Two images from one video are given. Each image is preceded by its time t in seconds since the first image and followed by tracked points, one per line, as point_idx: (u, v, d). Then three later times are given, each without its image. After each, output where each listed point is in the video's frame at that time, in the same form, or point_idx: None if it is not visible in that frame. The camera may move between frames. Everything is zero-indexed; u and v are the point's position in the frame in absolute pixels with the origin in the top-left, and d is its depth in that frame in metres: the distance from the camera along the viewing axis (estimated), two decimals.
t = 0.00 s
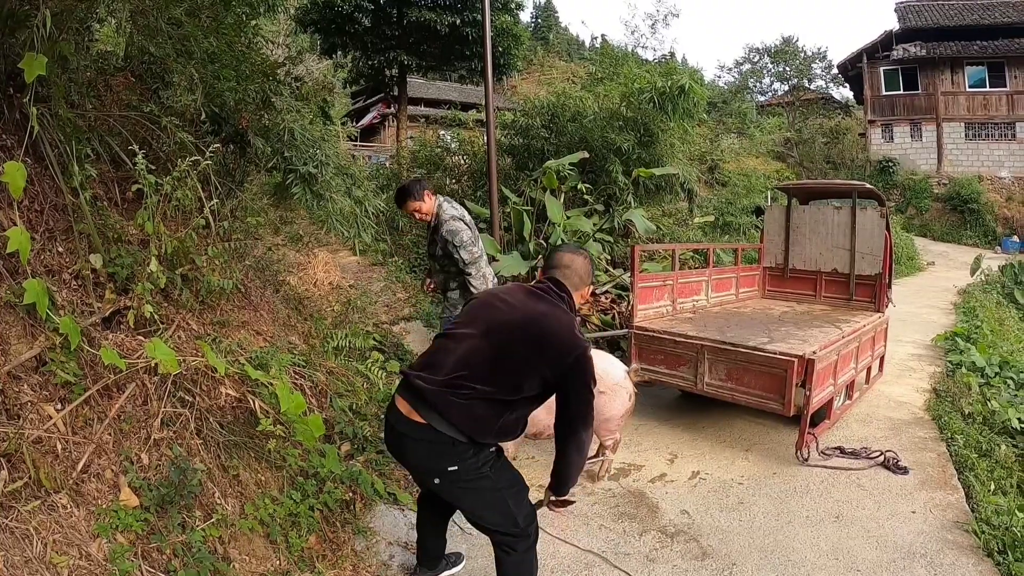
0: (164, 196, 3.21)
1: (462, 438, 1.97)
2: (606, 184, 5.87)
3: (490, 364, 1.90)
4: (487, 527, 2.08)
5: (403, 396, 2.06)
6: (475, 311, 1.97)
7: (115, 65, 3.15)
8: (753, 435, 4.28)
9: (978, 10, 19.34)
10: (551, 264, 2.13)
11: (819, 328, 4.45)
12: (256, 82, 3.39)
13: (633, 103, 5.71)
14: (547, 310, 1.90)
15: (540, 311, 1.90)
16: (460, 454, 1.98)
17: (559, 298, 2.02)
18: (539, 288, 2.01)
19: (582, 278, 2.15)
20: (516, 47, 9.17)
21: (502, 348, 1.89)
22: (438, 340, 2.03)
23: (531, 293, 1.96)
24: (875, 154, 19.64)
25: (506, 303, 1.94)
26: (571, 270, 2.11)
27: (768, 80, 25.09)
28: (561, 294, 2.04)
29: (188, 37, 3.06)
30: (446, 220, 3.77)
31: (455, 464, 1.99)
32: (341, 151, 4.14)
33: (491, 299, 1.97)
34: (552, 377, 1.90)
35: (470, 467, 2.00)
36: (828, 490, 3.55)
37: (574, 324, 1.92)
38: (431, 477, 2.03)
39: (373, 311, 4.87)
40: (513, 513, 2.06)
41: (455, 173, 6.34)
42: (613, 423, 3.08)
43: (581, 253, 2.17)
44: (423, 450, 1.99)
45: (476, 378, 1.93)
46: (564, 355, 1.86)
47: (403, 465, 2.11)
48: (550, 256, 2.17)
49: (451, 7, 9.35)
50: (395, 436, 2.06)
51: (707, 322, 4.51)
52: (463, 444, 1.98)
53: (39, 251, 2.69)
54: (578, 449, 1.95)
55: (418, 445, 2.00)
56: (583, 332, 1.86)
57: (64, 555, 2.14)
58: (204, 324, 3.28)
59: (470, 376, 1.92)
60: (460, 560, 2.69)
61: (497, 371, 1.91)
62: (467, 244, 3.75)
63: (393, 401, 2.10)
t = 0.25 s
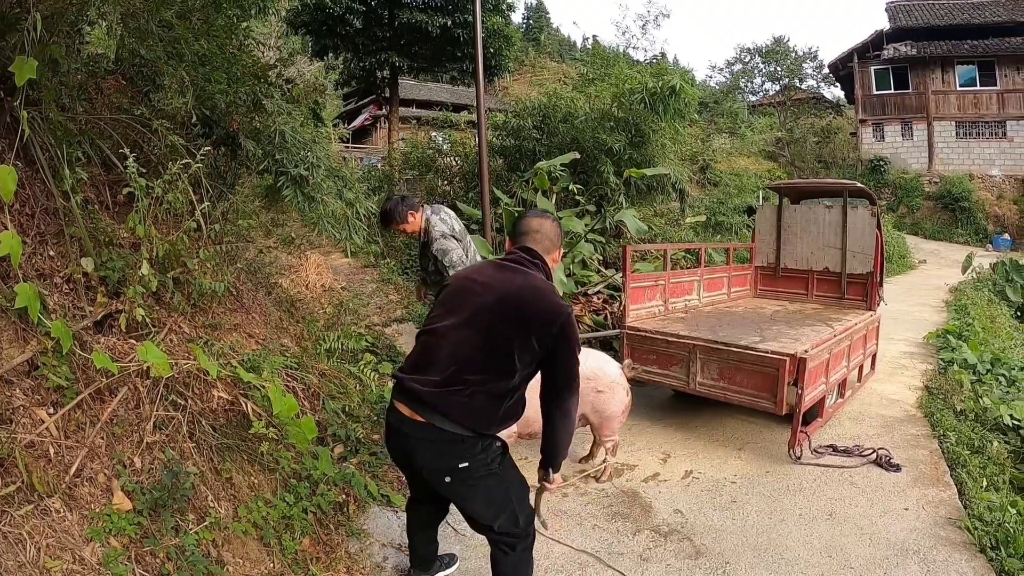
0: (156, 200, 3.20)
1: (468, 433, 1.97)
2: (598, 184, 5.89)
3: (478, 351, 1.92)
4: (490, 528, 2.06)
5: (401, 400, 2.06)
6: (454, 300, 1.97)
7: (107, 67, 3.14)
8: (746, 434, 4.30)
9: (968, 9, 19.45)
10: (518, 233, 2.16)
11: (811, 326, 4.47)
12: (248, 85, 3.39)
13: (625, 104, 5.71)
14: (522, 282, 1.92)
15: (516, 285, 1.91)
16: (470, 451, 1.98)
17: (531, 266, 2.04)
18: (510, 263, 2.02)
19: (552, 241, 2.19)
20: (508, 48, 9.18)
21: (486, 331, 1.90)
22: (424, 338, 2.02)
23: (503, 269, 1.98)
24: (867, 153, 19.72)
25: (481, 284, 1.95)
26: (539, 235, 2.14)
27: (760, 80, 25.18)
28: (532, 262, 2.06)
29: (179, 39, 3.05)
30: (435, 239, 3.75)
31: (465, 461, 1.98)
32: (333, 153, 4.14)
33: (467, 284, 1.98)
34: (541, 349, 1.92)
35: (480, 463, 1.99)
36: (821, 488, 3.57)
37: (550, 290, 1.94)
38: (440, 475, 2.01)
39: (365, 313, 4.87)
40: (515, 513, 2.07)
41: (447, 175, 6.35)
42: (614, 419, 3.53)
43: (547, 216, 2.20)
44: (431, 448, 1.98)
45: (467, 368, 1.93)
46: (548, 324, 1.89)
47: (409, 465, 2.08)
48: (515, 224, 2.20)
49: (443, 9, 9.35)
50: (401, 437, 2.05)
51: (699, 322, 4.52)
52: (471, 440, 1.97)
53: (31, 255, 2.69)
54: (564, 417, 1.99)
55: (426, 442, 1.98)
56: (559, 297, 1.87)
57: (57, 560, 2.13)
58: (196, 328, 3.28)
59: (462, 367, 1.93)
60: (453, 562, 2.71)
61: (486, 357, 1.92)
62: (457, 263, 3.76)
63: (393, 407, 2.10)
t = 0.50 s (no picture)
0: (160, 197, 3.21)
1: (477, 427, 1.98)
2: (601, 183, 5.87)
3: (477, 344, 1.92)
4: (499, 523, 2.05)
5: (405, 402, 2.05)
6: (445, 295, 1.98)
7: (112, 65, 3.15)
8: (749, 434, 4.29)
9: (974, 10, 19.38)
10: (500, 218, 2.21)
11: (814, 327, 4.46)
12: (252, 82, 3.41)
13: (629, 103, 5.70)
14: (510, 268, 1.94)
15: (505, 272, 1.93)
16: (481, 443, 1.99)
17: (515, 251, 2.07)
18: (494, 250, 2.04)
19: (533, 223, 2.23)
20: (512, 47, 9.18)
21: (481, 322, 1.92)
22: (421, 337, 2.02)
23: (489, 257, 1.99)
24: (871, 153, 19.64)
25: (470, 275, 1.96)
26: (520, 218, 2.19)
27: (764, 79, 25.14)
28: (516, 246, 2.09)
29: (184, 37, 3.05)
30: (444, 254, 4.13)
31: (477, 454, 1.98)
32: (337, 151, 4.14)
33: (456, 277, 1.98)
34: (536, 334, 1.94)
35: (490, 455, 2.00)
36: (824, 489, 3.56)
37: (538, 273, 1.96)
38: (451, 470, 2.01)
39: (369, 310, 4.87)
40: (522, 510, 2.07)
41: (451, 173, 6.35)
42: (618, 419, 3.54)
43: (528, 199, 2.25)
44: (441, 444, 1.98)
45: (468, 363, 1.94)
46: (541, 308, 1.91)
47: (417, 461, 2.07)
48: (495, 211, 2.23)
49: (447, 7, 9.34)
50: (411, 438, 2.04)
51: (702, 321, 4.52)
52: (480, 433, 1.98)
53: (36, 252, 2.70)
54: (560, 399, 2.02)
55: (436, 437, 1.98)
56: (548, 278, 1.90)
57: (60, 555, 2.14)
58: (200, 325, 3.28)
59: (462, 362, 1.94)
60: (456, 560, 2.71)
61: (484, 348, 1.93)
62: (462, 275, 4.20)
63: (397, 410, 2.08)
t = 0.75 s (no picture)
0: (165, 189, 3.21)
1: (471, 410, 2.03)
2: (606, 177, 5.82)
3: (462, 329, 1.98)
4: (492, 512, 2.09)
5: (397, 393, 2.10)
6: (424, 285, 2.02)
7: (117, 57, 3.15)
8: (751, 430, 4.29)
9: (983, 8, 19.26)
10: (469, 202, 2.24)
11: (818, 324, 4.45)
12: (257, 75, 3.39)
13: (634, 99, 5.71)
14: (484, 252, 1.99)
15: (480, 257, 1.98)
16: (476, 426, 2.05)
17: (486, 234, 2.11)
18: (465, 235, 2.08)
19: (502, 204, 2.26)
20: (518, 41, 9.14)
21: (463, 307, 1.97)
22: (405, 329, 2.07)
23: (461, 243, 2.03)
24: (878, 152, 19.47)
25: (447, 262, 2.00)
26: (488, 200, 2.22)
27: (770, 76, 25.03)
28: (487, 228, 2.13)
29: (189, 29, 3.06)
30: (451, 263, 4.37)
31: (472, 437, 2.04)
32: (342, 144, 4.13)
33: (432, 266, 2.03)
34: (517, 314, 2.00)
35: (485, 439, 2.06)
36: (825, 487, 3.56)
37: (511, 254, 2.01)
38: (447, 455, 2.05)
39: (372, 303, 4.87)
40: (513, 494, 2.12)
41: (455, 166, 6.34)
42: (619, 414, 3.55)
43: (497, 181, 2.28)
44: (437, 428, 2.03)
45: (455, 348, 2.00)
46: (518, 289, 1.97)
47: (413, 448, 2.12)
48: (463, 196, 2.26)
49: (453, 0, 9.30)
50: (405, 426, 2.08)
51: (705, 317, 4.51)
52: (474, 416, 2.04)
53: (41, 242, 2.70)
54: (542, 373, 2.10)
55: (431, 422, 2.03)
56: (522, 258, 1.96)
57: (63, 543, 2.15)
58: (203, 316, 3.28)
59: (451, 347, 1.99)
60: (457, 550, 2.72)
61: (470, 333, 1.98)
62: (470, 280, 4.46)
63: (390, 401, 2.13)
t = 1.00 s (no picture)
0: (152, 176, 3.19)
1: (441, 389, 2.13)
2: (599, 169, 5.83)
3: (427, 311, 2.07)
4: (462, 494, 2.18)
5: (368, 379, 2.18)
6: (388, 273, 2.10)
7: (107, 45, 3.12)
8: (739, 424, 4.30)
9: (982, 7, 19.23)
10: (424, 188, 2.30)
11: (808, 319, 4.44)
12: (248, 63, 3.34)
13: (628, 90, 5.63)
14: (444, 238, 2.07)
15: (439, 243, 2.06)
16: (445, 406, 2.14)
17: (443, 219, 2.19)
18: (423, 222, 2.16)
19: (456, 187, 2.32)
20: (514, 32, 9.10)
21: (427, 292, 2.06)
22: (372, 316, 2.14)
23: (419, 230, 2.11)
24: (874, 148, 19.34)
25: (408, 249, 2.08)
26: (440, 184, 2.27)
27: (768, 71, 24.97)
28: (445, 214, 2.21)
29: (181, 18, 3.07)
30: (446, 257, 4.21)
31: (442, 417, 2.13)
32: (331, 133, 4.08)
33: (394, 253, 2.10)
34: (478, 294, 2.10)
35: (454, 419, 2.16)
36: (811, 482, 3.57)
37: (468, 238, 2.10)
38: (419, 435, 2.13)
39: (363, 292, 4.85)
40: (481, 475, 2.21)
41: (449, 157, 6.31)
42: (608, 406, 3.57)
43: (450, 165, 2.33)
44: (408, 409, 2.11)
45: (421, 330, 2.09)
46: (478, 271, 2.07)
47: (385, 431, 2.19)
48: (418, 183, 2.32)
49: None
50: (378, 409, 2.16)
51: (695, 310, 4.50)
52: (443, 396, 2.13)
53: (29, 229, 2.68)
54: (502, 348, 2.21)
55: (402, 403, 2.11)
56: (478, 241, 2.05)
57: (47, 528, 2.15)
58: (190, 303, 3.26)
59: (418, 330, 2.08)
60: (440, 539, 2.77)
61: (435, 315, 2.08)
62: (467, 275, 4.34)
63: (362, 387, 2.20)
